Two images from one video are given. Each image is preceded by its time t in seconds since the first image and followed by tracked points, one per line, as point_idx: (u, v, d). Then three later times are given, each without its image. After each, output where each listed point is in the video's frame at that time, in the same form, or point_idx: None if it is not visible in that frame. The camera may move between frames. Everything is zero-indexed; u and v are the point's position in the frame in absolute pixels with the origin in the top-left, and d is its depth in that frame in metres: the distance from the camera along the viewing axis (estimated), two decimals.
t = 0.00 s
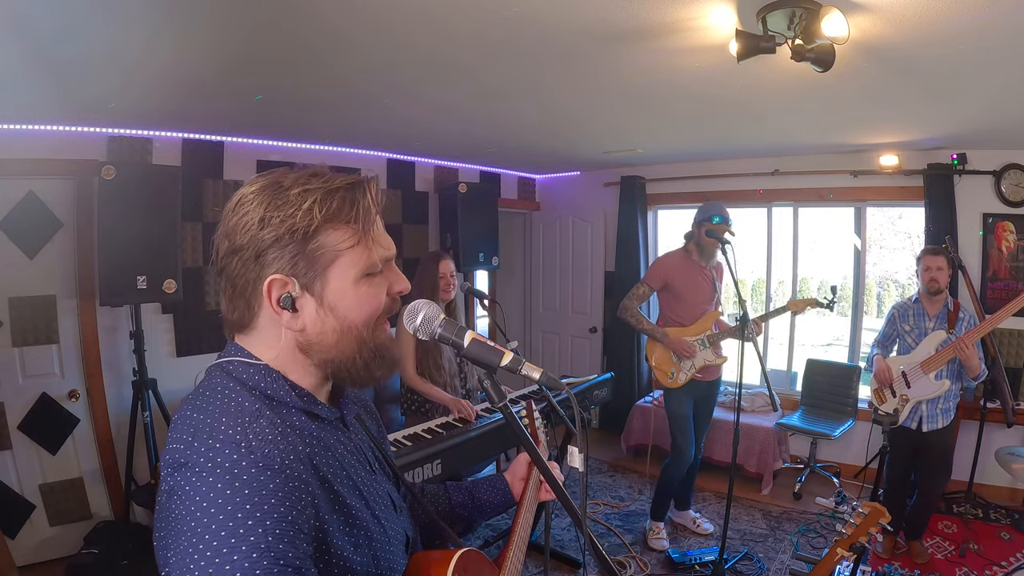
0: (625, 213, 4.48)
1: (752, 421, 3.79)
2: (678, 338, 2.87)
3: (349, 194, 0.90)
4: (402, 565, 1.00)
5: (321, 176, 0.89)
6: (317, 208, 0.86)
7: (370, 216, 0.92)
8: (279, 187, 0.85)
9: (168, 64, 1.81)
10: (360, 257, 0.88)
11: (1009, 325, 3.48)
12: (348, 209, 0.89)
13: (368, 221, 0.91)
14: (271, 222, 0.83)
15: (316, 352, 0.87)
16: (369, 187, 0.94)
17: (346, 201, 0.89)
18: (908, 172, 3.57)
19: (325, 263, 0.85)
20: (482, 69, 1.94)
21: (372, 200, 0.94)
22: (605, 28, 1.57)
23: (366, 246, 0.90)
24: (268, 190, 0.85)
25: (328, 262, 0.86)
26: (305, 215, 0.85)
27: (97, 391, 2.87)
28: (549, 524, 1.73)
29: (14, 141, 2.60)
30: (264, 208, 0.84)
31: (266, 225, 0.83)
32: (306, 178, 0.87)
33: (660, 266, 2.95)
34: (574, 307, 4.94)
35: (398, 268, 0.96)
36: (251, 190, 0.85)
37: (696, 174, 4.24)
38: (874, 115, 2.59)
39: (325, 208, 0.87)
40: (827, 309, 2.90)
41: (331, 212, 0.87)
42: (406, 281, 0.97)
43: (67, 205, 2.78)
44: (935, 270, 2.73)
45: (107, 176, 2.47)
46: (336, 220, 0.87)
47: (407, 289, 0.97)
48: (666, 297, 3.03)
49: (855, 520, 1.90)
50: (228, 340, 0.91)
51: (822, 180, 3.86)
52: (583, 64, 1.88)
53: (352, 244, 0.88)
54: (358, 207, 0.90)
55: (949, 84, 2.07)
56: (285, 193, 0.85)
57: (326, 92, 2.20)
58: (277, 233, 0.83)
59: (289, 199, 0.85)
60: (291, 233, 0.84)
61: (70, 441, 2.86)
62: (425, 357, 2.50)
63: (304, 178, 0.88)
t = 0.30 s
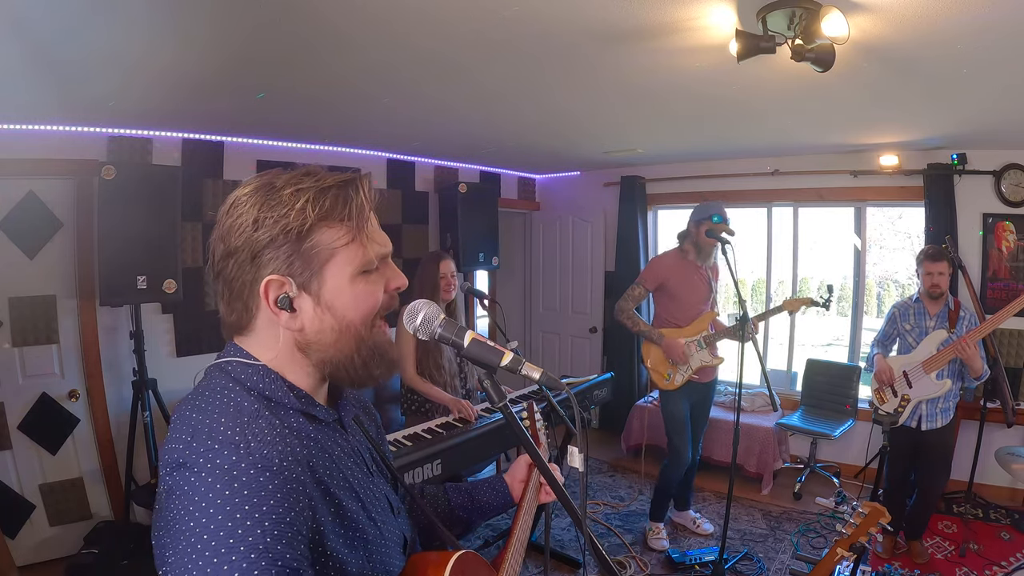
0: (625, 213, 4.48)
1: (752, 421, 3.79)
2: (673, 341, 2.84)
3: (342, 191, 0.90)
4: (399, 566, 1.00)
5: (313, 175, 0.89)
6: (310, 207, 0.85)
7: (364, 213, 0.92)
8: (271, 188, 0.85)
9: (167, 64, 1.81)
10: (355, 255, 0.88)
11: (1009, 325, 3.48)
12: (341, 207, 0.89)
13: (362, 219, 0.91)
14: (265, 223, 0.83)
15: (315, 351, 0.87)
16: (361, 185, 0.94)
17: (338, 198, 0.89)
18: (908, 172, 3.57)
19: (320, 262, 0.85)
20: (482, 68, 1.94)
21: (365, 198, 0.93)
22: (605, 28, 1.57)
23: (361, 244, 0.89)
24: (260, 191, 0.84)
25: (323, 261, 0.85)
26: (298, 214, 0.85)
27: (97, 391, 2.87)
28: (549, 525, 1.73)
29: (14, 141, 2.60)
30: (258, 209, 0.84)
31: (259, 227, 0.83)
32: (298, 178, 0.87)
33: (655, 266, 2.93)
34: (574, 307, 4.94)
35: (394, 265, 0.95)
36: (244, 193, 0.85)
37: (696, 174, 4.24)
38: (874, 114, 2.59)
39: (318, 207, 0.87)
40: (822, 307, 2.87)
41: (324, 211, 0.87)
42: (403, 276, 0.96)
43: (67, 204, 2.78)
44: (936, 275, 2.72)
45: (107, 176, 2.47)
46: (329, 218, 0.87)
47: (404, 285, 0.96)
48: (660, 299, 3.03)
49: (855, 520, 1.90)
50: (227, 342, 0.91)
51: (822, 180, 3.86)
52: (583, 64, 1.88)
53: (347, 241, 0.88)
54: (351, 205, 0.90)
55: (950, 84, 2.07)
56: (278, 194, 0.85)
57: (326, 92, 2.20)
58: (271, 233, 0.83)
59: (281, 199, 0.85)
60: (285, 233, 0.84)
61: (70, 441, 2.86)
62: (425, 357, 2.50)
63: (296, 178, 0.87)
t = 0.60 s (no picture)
0: (625, 213, 4.48)
1: (752, 421, 3.79)
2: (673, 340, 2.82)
3: (342, 195, 0.90)
4: (398, 565, 1.00)
5: (314, 177, 0.89)
6: (310, 209, 0.85)
7: (364, 217, 0.91)
8: (272, 190, 0.85)
9: (167, 64, 1.81)
10: (354, 257, 0.88)
11: (1009, 325, 3.48)
12: (341, 210, 0.89)
13: (362, 222, 0.91)
14: (266, 224, 0.83)
15: (313, 352, 0.87)
16: (362, 188, 0.94)
17: (339, 201, 0.89)
18: (908, 172, 3.57)
19: (319, 264, 0.85)
20: (482, 68, 1.93)
21: (365, 200, 0.93)
22: (605, 28, 1.57)
23: (360, 247, 0.89)
24: (262, 192, 0.84)
25: (322, 263, 0.85)
26: (298, 216, 0.84)
27: (97, 391, 2.87)
28: (548, 524, 1.73)
29: (14, 141, 2.60)
30: (258, 211, 0.84)
31: (260, 228, 0.83)
32: (299, 180, 0.87)
33: (652, 264, 2.93)
34: (574, 307, 4.94)
35: (393, 268, 0.95)
36: (245, 194, 0.85)
37: (696, 174, 4.24)
38: (874, 115, 2.59)
39: (318, 209, 0.86)
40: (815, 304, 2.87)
41: (324, 213, 0.87)
42: (402, 279, 0.96)
43: (67, 205, 2.78)
44: (938, 274, 2.73)
45: (107, 176, 2.47)
46: (328, 221, 0.87)
47: (403, 288, 0.96)
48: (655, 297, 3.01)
49: (855, 520, 1.90)
50: (225, 341, 0.91)
51: (822, 180, 3.86)
52: (583, 63, 1.88)
53: (346, 244, 0.88)
54: (352, 208, 0.90)
55: (950, 84, 2.07)
56: (279, 196, 0.85)
57: (326, 92, 2.20)
58: (271, 235, 0.83)
59: (282, 200, 0.85)
60: (285, 235, 0.84)
61: (70, 441, 2.86)
62: (425, 356, 2.50)
63: (297, 180, 0.87)
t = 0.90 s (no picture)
0: (625, 213, 4.48)
1: (752, 421, 3.79)
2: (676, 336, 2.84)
3: (342, 196, 0.89)
4: (395, 566, 1.00)
5: (315, 177, 0.89)
6: (307, 209, 0.85)
7: (363, 219, 0.91)
8: (272, 188, 0.85)
9: (167, 64, 1.81)
10: (349, 260, 0.87)
11: (1009, 325, 3.48)
12: (339, 211, 0.88)
13: (360, 224, 0.90)
14: (263, 221, 0.83)
15: (305, 353, 0.87)
16: (364, 190, 0.93)
17: (338, 202, 0.88)
18: (908, 172, 3.57)
19: (313, 265, 0.85)
20: (481, 68, 1.93)
21: (367, 202, 0.93)
22: (605, 28, 1.57)
23: (356, 249, 0.89)
24: (262, 190, 0.85)
25: (316, 264, 0.85)
26: (294, 215, 0.84)
27: (97, 391, 2.87)
28: (548, 524, 1.73)
29: (14, 141, 2.60)
30: (257, 208, 0.84)
31: (256, 224, 0.83)
32: (300, 179, 0.87)
33: (652, 260, 2.92)
34: (574, 307, 4.94)
35: (391, 271, 0.95)
36: (247, 190, 0.85)
37: (696, 174, 4.24)
38: (874, 115, 2.59)
39: (316, 209, 0.86)
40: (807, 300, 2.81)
41: (321, 214, 0.86)
42: (401, 285, 0.95)
43: (67, 205, 2.78)
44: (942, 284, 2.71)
45: (107, 177, 2.47)
46: (326, 222, 0.86)
47: (401, 294, 0.94)
48: (652, 296, 2.99)
49: (855, 520, 1.91)
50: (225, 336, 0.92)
51: (822, 180, 3.86)
52: (583, 63, 1.88)
53: (342, 246, 0.87)
54: (351, 210, 0.90)
55: (950, 84, 2.07)
56: (278, 194, 0.85)
57: (325, 92, 2.19)
58: (267, 233, 0.83)
59: (281, 199, 0.85)
60: (280, 233, 0.83)
61: (70, 441, 2.86)
62: (426, 357, 2.50)
63: (298, 179, 0.87)
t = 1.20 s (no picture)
0: (625, 213, 4.48)
1: (752, 421, 3.79)
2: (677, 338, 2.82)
3: (343, 192, 0.89)
4: (393, 569, 1.00)
5: (315, 175, 0.89)
6: (308, 207, 0.85)
7: (364, 215, 0.91)
8: (272, 188, 0.86)
9: (167, 65, 1.81)
10: (351, 257, 0.87)
11: (1009, 325, 3.48)
12: (340, 208, 0.88)
13: (362, 220, 0.90)
14: (264, 221, 0.84)
15: (310, 353, 0.87)
16: (364, 186, 0.93)
17: (338, 199, 0.88)
18: (908, 172, 3.57)
19: (316, 263, 0.85)
20: (481, 68, 1.93)
21: (367, 198, 0.93)
22: (604, 28, 1.57)
23: (359, 245, 0.88)
24: (262, 190, 0.85)
25: (319, 262, 0.85)
26: (295, 214, 0.84)
27: (97, 391, 2.87)
28: (548, 524, 1.73)
29: (14, 141, 2.60)
30: (257, 208, 0.84)
31: (257, 225, 0.84)
32: (300, 178, 0.87)
33: (652, 258, 2.92)
34: (574, 307, 4.94)
35: (395, 267, 0.94)
36: (247, 191, 0.86)
37: (697, 174, 4.24)
38: (873, 115, 2.59)
39: (316, 207, 0.86)
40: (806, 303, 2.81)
41: (323, 211, 0.86)
42: (406, 281, 0.95)
43: (67, 205, 2.78)
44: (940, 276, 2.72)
45: (107, 177, 2.47)
46: (327, 219, 0.86)
47: (406, 290, 0.94)
48: (653, 295, 2.99)
49: (855, 520, 1.91)
50: (230, 338, 0.92)
51: (822, 180, 3.86)
52: (583, 63, 1.88)
53: (343, 243, 0.87)
54: (352, 206, 0.89)
55: (950, 84, 2.07)
56: (278, 194, 0.85)
57: (325, 92, 2.19)
58: (268, 233, 0.84)
59: (281, 198, 0.85)
60: (282, 233, 0.84)
61: (70, 441, 2.86)
62: (425, 356, 2.50)
63: (297, 178, 0.87)
